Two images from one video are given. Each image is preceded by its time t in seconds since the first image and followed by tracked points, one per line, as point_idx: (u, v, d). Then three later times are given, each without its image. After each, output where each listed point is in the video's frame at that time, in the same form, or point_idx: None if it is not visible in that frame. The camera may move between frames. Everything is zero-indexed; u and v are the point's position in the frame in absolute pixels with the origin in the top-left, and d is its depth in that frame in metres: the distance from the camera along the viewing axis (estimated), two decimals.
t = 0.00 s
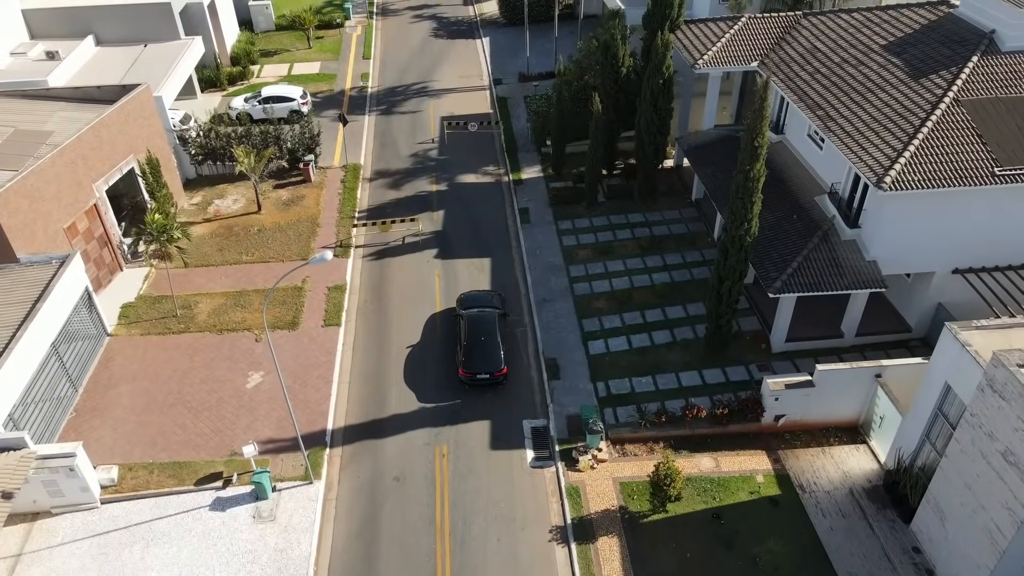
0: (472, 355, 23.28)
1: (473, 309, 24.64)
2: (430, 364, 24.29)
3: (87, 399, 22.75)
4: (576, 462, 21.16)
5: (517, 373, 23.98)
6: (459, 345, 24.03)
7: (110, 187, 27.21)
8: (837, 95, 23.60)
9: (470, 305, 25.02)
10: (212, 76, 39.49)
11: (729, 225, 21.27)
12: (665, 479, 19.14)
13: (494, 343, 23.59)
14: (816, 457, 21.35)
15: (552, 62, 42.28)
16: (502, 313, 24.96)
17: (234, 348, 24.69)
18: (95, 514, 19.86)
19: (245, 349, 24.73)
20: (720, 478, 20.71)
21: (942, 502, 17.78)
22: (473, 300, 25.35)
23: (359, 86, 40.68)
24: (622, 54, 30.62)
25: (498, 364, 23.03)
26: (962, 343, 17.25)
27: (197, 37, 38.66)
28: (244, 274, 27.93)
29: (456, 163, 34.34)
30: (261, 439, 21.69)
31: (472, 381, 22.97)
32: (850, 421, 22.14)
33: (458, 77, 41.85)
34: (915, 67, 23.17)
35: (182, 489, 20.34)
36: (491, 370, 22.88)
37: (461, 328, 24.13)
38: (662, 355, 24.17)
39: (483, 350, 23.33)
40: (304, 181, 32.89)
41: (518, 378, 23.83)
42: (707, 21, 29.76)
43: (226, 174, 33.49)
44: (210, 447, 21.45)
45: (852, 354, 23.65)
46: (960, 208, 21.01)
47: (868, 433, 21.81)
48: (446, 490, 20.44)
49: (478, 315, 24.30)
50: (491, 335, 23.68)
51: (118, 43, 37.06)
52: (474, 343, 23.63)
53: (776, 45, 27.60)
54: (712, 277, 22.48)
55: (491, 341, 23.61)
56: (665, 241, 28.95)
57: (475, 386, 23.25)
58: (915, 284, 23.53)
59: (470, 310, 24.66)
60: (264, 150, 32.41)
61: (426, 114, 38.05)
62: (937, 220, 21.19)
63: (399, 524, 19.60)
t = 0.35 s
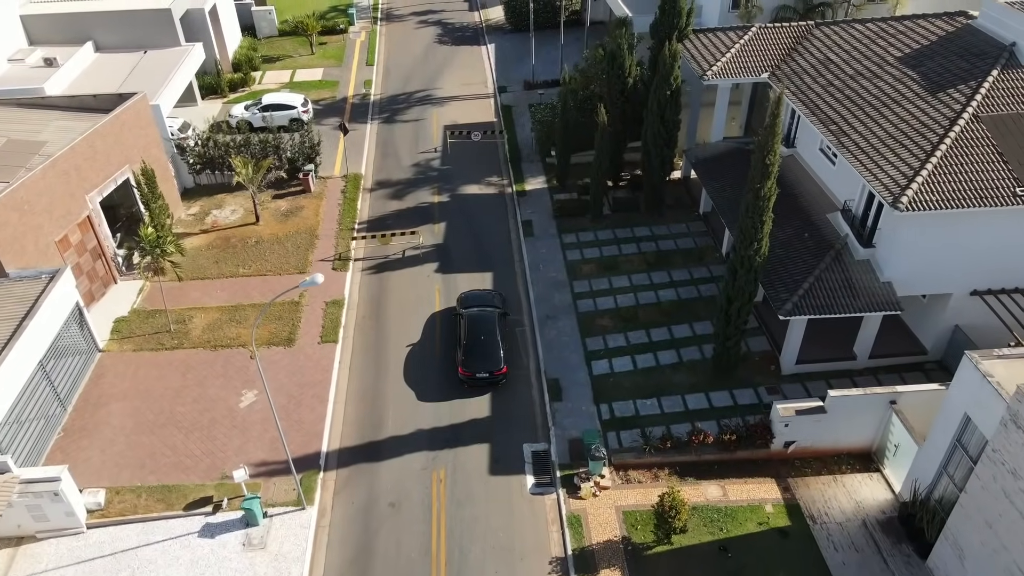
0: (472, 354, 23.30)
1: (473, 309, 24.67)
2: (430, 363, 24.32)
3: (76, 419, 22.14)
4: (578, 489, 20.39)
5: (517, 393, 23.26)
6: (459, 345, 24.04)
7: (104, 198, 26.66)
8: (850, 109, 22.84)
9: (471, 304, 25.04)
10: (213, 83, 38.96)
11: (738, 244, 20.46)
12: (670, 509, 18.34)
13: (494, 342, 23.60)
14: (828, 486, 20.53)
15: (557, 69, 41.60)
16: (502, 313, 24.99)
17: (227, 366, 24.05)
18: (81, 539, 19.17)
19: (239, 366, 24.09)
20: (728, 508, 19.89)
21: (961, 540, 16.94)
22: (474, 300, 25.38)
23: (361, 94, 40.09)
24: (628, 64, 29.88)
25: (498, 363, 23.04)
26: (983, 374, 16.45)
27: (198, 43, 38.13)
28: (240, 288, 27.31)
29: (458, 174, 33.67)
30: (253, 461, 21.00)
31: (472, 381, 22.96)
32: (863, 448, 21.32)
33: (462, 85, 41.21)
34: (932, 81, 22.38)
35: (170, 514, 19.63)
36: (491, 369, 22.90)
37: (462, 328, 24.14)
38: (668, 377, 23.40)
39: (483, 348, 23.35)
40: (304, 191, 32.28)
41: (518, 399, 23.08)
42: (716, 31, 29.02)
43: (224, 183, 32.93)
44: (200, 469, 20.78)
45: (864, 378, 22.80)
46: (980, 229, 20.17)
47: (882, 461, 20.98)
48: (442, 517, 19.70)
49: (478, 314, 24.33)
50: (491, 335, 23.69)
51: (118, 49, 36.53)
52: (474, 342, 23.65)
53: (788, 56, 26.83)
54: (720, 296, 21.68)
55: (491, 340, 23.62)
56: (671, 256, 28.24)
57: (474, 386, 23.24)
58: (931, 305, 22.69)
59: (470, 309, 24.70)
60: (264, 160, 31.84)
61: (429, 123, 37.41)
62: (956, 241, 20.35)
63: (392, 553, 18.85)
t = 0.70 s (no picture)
0: (472, 354, 23.28)
1: (473, 309, 24.65)
2: (430, 362, 24.35)
3: (63, 441, 21.47)
4: (581, 518, 19.59)
5: (518, 415, 22.52)
6: (459, 345, 24.02)
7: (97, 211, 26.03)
8: (865, 124, 22.07)
9: (471, 303, 25.04)
10: (212, 90, 38.32)
11: (748, 265, 19.63)
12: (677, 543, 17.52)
13: (494, 341, 23.58)
14: (841, 517, 19.70)
15: (562, 76, 40.88)
16: (502, 313, 24.98)
17: (220, 385, 23.35)
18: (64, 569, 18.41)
19: (232, 385, 23.39)
20: (737, 540, 19.04)
21: None
22: (474, 299, 25.37)
23: (362, 101, 39.43)
24: (635, 74, 29.11)
25: (498, 363, 23.02)
26: (1008, 406, 15.64)
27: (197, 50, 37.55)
28: (235, 302, 26.63)
29: (460, 184, 32.95)
30: (245, 487, 20.27)
31: (472, 380, 22.97)
32: (877, 477, 20.49)
33: (465, 92, 40.51)
34: (950, 94, 21.58)
35: (157, 542, 18.89)
36: (491, 368, 22.89)
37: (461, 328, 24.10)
38: (674, 399, 22.62)
39: (483, 348, 23.33)
40: (302, 202, 31.62)
41: (519, 421, 22.34)
42: (726, 40, 28.25)
43: (221, 193, 32.29)
44: (190, 495, 20.05)
45: (879, 402, 21.97)
46: (1001, 251, 19.33)
47: (897, 491, 20.16)
48: (439, 547, 18.91)
49: (478, 314, 24.30)
50: (491, 335, 23.66)
51: (115, 55, 35.92)
52: (475, 342, 23.64)
53: (800, 66, 26.04)
54: (729, 318, 20.88)
55: (491, 340, 23.60)
56: (678, 270, 27.49)
57: (474, 385, 23.26)
58: (948, 327, 21.85)
59: (470, 309, 24.68)
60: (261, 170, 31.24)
61: (431, 131, 36.72)
62: (976, 262, 19.52)
63: None
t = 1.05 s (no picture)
0: (472, 353, 23.16)
1: (473, 308, 24.54)
2: (430, 361, 24.30)
3: (48, 464, 20.75)
4: (583, 549, 18.71)
5: (519, 438, 21.74)
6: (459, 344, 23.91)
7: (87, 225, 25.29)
8: (880, 137, 21.26)
9: (470, 302, 24.94)
10: (209, 97, 37.63)
11: (759, 286, 18.82)
12: None
13: (494, 341, 23.47)
14: (855, 549, 18.84)
15: (566, 83, 40.13)
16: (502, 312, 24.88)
17: (212, 405, 22.61)
18: None
19: (224, 405, 22.65)
20: (747, 573, 18.11)
21: None
22: (474, 298, 25.27)
23: (362, 108, 38.72)
24: (640, 83, 28.32)
25: (497, 362, 22.92)
26: None
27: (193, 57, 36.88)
28: (228, 318, 25.90)
29: (461, 195, 32.19)
30: (234, 514, 19.50)
31: (471, 379, 22.88)
32: (893, 506, 19.64)
33: (467, 99, 39.75)
34: (969, 107, 20.76)
35: (142, 573, 18.09)
36: (490, 368, 22.78)
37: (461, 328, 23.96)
38: (681, 422, 21.81)
39: (482, 347, 23.20)
40: (299, 213, 30.92)
41: (520, 444, 21.55)
42: (734, 48, 27.44)
43: (216, 204, 31.59)
44: (177, 522, 19.28)
45: (894, 427, 21.12)
46: None
47: (914, 521, 19.30)
48: None
49: (477, 313, 24.18)
50: (490, 334, 23.55)
51: (110, 61, 35.32)
52: (474, 341, 23.55)
53: (811, 76, 25.21)
54: (738, 340, 20.06)
55: (490, 339, 23.49)
56: (684, 286, 26.72)
57: (474, 384, 23.20)
58: (966, 350, 20.99)
59: (470, 308, 24.56)
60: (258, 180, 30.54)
61: (432, 140, 35.99)
62: (998, 284, 18.66)
63: None
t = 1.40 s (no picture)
0: (471, 353, 23.13)
1: (473, 307, 24.51)
2: (429, 360, 24.23)
3: (31, 488, 20.03)
4: None
5: (519, 462, 20.97)
6: (458, 344, 23.85)
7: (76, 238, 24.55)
8: (896, 153, 20.45)
9: (469, 302, 24.91)
10: (207, 103, 36.96)
11: (769, 310, 18.01)
12: None
13: (494, 341, 23.45)
14: None
15: (570, 90, 39.38)
16: (502, 311, 24.87)
17: (202, 426, 21.87)
18: None
19: (214, 427, 21.92)
20: None
21: None
22: (472, 297, 25.24)
23: (362, 115, 38.01)
24: (646, 93, 27.52)
25: (497, 362, 22.89)
26: None
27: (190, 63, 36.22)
28: (221, 333, 25.18)
29: (462, 205, 31.43)
30: (222, 543, 18.74)
31: (470, 379, 22.83)
32: (910, 539, 18.79)
33: (469, 106, 38.99)
34: (989, 122, 19.94)
35: None
36: (490, 368, 22.74)
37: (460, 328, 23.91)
38: (687, 447, 20.99)
39: (481, 347, 23.15)
40: (296, 224, 30.20)
41: (519, 469, 20.77)
42: (744, 58, 26.64)
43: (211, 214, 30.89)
44: (162, 552, 18.53)
45: (909, 453, 20.28)
46: None
47: (932, 555, 18.45)
48: None
49: (477, 313, 24.15)
50: (489, 334, 23.51)
51: (104, 66, 34.68)
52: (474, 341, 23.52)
53: (823, 88, 24.39)
54: (748, 365, 19.25)
55: (490, 339, 23.45)
56: (690, 302, 25.91)
57: (473, 384, 23.14)
58: (985, 374, 20.13)
59: (469, 308, 24.52)
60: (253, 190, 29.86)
61: (432, 148, 35.25)
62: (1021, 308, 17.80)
63: None
